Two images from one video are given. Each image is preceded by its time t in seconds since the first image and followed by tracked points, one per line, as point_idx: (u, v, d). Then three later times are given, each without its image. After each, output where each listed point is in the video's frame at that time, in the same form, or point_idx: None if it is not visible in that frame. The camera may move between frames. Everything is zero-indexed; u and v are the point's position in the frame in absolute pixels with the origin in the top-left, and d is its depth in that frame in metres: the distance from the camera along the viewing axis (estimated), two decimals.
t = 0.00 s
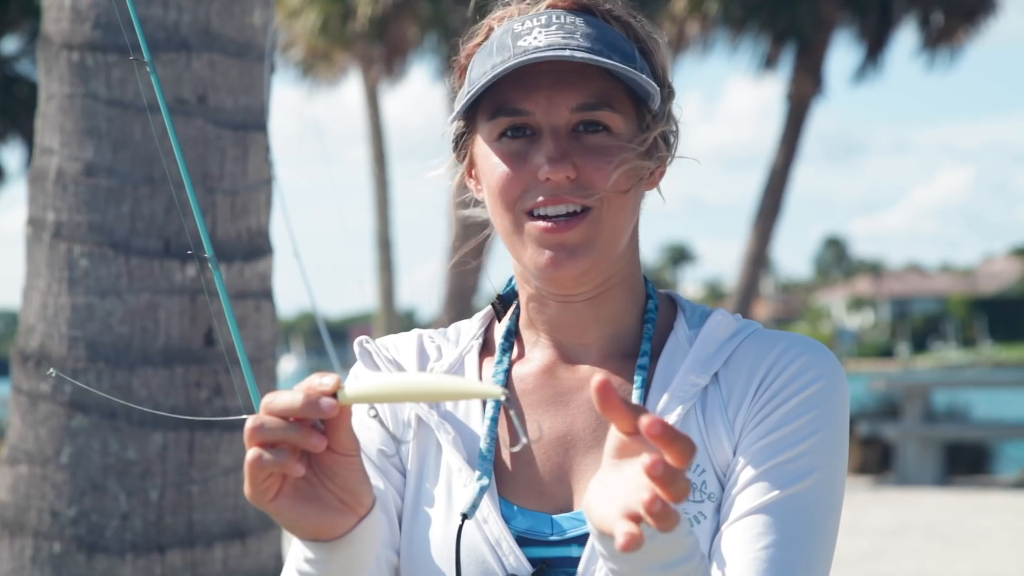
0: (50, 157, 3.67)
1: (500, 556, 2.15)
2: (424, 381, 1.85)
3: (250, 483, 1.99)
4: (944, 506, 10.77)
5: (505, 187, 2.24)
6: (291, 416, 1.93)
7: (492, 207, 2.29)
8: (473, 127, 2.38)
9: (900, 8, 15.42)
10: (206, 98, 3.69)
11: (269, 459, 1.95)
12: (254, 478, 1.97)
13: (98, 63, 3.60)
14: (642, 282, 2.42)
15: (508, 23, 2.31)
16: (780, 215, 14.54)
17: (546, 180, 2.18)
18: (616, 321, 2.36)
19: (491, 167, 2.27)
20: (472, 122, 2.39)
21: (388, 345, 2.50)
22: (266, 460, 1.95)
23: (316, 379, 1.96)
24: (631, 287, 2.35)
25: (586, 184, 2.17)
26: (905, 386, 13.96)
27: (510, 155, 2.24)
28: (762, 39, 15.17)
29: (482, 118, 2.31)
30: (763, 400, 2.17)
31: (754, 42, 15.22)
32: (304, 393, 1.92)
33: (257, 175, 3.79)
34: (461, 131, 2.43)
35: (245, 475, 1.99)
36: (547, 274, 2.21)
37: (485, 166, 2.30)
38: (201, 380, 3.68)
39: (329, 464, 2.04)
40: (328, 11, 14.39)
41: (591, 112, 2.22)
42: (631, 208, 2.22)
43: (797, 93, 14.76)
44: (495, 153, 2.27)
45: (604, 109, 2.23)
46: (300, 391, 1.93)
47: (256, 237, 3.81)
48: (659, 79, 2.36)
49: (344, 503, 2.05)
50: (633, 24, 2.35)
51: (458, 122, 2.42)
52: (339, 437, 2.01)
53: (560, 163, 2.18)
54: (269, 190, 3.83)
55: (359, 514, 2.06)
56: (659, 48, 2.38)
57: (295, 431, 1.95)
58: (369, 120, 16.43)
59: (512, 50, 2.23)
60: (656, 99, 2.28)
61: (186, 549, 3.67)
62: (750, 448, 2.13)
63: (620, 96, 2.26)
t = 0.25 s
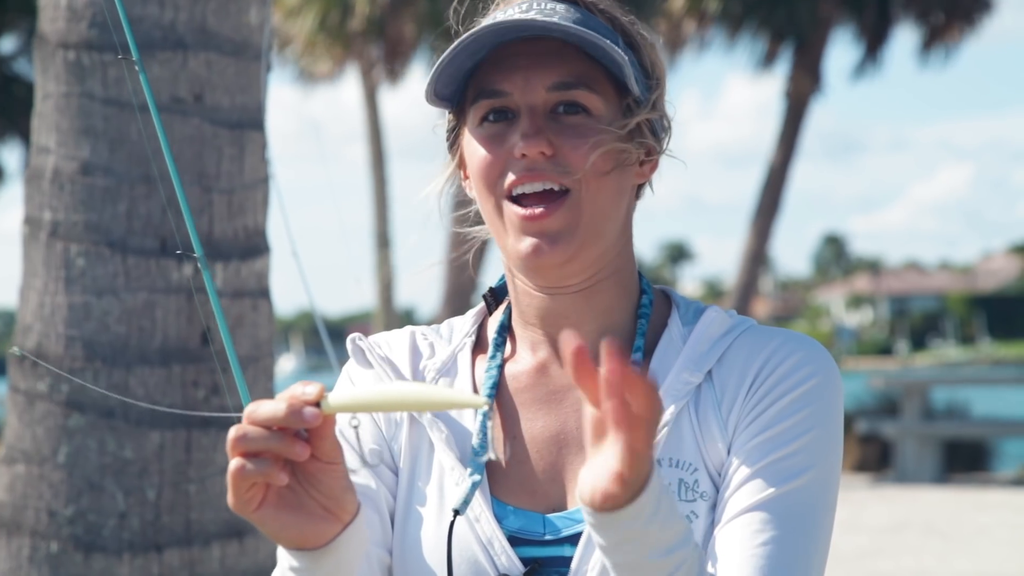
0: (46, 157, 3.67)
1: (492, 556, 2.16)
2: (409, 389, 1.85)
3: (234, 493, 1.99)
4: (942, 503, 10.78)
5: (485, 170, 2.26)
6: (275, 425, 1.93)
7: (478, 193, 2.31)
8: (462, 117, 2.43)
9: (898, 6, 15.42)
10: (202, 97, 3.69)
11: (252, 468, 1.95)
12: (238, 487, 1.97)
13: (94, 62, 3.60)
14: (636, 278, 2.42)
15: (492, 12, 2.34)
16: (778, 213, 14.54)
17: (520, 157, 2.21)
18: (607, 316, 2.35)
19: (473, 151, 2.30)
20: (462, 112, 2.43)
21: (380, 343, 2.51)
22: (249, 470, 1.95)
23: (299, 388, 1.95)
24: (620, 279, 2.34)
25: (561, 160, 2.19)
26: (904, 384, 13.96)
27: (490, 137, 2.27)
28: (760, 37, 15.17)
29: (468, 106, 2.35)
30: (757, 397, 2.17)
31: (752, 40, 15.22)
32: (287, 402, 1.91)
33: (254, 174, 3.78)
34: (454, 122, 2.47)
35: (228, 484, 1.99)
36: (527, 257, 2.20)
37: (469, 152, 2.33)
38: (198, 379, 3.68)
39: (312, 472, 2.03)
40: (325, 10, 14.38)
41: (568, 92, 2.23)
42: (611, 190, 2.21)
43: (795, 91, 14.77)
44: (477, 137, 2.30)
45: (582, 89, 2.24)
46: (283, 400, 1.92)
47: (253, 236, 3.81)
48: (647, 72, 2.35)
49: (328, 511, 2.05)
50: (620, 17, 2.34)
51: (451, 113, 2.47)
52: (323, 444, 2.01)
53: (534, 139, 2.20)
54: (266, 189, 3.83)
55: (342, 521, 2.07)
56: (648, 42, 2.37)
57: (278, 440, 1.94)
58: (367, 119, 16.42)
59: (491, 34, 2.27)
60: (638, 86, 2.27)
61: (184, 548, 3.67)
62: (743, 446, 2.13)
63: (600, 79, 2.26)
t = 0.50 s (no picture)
0: (43, 155, 3.66)
1: (485, 552, 2.15)
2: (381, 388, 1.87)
3: (210, 497, 1.99)
4: (940, 500, 10.79)
5: (487, 171, 2.24)
6: (249, 429, 1.93)
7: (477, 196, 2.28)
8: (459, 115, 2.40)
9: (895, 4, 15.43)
10: (199, 95, 3.69)
11: (227, 472, 1.95)
12: (214, 492, 1.97)
13: (90, 60, 3.60)
14: (630, 275, 2.43)
15: (492, 12, 2.32)
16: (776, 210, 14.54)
17: (528, 164, 2.18)
18: (602, 316, 2.36)
19: (475, 152, 2.28)
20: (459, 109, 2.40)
21: (375, 341, 2.51)
22: (224, 473, 1.95)
23: (272, 390, 1.96)
24: (618, 280, 2.35)
25: (569, 167, 2.18)
26: (902, 381, 13.97)
27: (494, 141, 2.25)
28: (757, 35, 15.17)
29: (467, 106, 2.32)
30: (748, 390, 2.18)
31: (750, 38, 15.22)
32: (261, 406, 1.92)
33: (250, 172, 3.79)
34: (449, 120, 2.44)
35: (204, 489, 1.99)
36: (530, 258, 2.19)
37: (469, 153, 2.30)
38: (195, 378, 3.66)
39: (289, 474, 2.04)
40: (323, 8, 14.38)
41: (574, 97, 2.23)
42: (616, 196, 2.22)
43: (792, 89, 14.77)
44: (479, 139, 2.27)
45: (588, 94, 2.24)
46: (256, 404, 1.93)
47: (249, 234, 3.81)
48: (645, 72, 2.36)
49: (307, 511, 2.05)
50: (619, 16, 2.35)
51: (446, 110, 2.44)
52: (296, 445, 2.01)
53: (542, 147, 2.18)
54: (263, 187, 3.83)
55: (321, 521, 2.06)
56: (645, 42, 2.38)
57: (253, 443, 1.94)
58: (365, 117, 16.41)
59: (496, 35, 2.25)
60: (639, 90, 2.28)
61: (181, 546, 3.67)
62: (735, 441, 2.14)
63: (605, 83, 2.27)
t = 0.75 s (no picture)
0: (42, 153, 3.66)
1: (485, 553, 2.15)
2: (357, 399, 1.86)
3: (191, 510, 1.98)
4: (940, 498, 10.79)
5: (497, 160, 2.24)
6: (227, 440, 1.92)
7: (483, 182, 2.28)
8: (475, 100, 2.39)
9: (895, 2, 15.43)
10: (199, 93, 3.68)
11: (206, 484, 1.94)
12: (194, 504, 1.96)
13: (90, 58, 3.59)
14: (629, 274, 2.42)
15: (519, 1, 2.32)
16: (776, 208, 14.54)
17: (538, 156, 2.18)
18: (601, 314, 2.36)
19: (485, 139, 2.27)
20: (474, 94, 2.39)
21: (370, 339, 2.50)
22: (203, 486, 1.94)
23: (248, 401, 1.95)
24: (617, 281, 2.35)
25: (577, 165, 2.18)
26: (902, 379, 13.96)
27: (506, 130, 2.25)
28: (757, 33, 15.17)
29: (483, 91, 2.32)
30: (747, 392, 2.18)
31: (750, 36, 15.22)
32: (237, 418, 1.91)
33: (250, 170, 3.78)
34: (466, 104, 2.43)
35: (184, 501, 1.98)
36: (529, 251, 2.19)
37: (480, 139, 2.30)
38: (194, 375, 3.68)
39: (269, 482, 2.02)
40: (323, 6, 14.38)
41: (590, 96, 2.23)
42: (620, 199, 2.22)
43: (792, 87, 14.77)
44: (492, 127, 2.27)
45: (605, 95, 2.23)
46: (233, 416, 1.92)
47: (249, 232, 3.80)
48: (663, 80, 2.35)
49: (288, 518, 2.05)
50: (645, 22, 2.34)
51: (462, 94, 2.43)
52: (276, 454, 2.00)
53: (553, 142, 2.18)
54: (263, 185, 3.83)
55: (303, 528, 2.06)
56: (667, 47, 2.36)
57: (232, 455, 1.93)
58: (365, 115, 16.41)
59: (519, 25, 2.24)
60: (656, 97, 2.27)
61: (181, 544, 3.67)
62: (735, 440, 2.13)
63: (622, 86, 2.26)
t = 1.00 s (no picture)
0: (42, 151, 3.66)
1: (493, 551, 2.15)
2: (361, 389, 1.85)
3: (195, 504, 1.98)
4: (939, 497, 10.79)
5: (499, 169, 2.23)
6: (229, 433, 1.92)
7: (487, 190, 2.29)
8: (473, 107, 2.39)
9: None
10: (199, 91, 3.68)
11: (210, 478, 1.94)
12: (198, 499, 1.96)
13: (90, 56, 3.59)
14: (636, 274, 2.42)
15: (510, 7, 2.31)
16: (775, 206, 14.54)
17: (540, 165, 2.18)
18: (609, 313, 2.36)
19: (486, 149, 2.27)
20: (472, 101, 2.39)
21: (378, 338, 2.50)
22: (207, 479, 1.94)
23: (250, 394, 1.95)
24: (625, 279, 2.35)
25: (580, 172, 2.18)
26: (901, 377, 13.96)
27: (506, 139, 2.24)
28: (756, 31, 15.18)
29: (481, 99, 2.31)
30: (761, 398, 2.19)
31: (749, 34, 15.22)
32: (240, 410, 1.91)
33: (250, 168, 3.78)
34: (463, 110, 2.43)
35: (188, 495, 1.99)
36: (537, 260, 2.21)
37: (481, 147, 2.29)
38: (194, 373, 3.68)
39: (272, 475, 2.03)
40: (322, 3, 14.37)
41: (588, 100, 2.21)
42: (625, 202, 2.22)
43: (792, 85, 14.77)
44: (491, 136, 2.26)
45: (603, 97, 2.21)
46: (235, 408, 1.92)
47: (249, 230, 3.80)
48: (662, 73, 2.34)
49: (292, 512, 2.05)
50: (639, 16, 2.33)
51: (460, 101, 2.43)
52: (278, 448, 2.01)
53: (554, 149, 2.17)
54: (263, 183, 3.83)
55: (307, 521, 2.06)
56: (662, 39, 2.34)
57: (235, 447, 1.93)
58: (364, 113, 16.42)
59: (512, 33, 2.24)
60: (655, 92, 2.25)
61: (181, 542, 3.67)
62: (753, 446, 2.15)
63: (620, 86, 2.24)
